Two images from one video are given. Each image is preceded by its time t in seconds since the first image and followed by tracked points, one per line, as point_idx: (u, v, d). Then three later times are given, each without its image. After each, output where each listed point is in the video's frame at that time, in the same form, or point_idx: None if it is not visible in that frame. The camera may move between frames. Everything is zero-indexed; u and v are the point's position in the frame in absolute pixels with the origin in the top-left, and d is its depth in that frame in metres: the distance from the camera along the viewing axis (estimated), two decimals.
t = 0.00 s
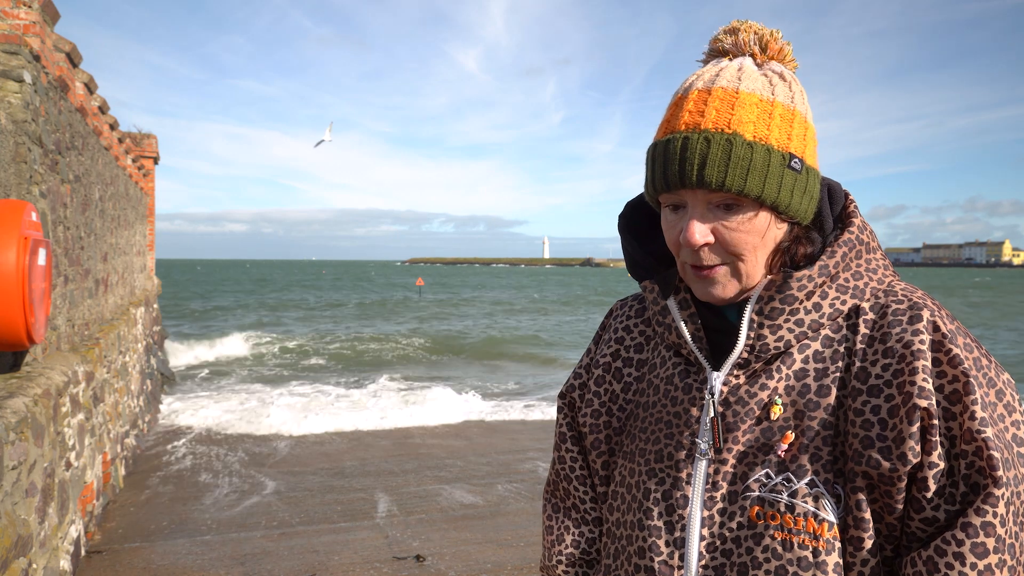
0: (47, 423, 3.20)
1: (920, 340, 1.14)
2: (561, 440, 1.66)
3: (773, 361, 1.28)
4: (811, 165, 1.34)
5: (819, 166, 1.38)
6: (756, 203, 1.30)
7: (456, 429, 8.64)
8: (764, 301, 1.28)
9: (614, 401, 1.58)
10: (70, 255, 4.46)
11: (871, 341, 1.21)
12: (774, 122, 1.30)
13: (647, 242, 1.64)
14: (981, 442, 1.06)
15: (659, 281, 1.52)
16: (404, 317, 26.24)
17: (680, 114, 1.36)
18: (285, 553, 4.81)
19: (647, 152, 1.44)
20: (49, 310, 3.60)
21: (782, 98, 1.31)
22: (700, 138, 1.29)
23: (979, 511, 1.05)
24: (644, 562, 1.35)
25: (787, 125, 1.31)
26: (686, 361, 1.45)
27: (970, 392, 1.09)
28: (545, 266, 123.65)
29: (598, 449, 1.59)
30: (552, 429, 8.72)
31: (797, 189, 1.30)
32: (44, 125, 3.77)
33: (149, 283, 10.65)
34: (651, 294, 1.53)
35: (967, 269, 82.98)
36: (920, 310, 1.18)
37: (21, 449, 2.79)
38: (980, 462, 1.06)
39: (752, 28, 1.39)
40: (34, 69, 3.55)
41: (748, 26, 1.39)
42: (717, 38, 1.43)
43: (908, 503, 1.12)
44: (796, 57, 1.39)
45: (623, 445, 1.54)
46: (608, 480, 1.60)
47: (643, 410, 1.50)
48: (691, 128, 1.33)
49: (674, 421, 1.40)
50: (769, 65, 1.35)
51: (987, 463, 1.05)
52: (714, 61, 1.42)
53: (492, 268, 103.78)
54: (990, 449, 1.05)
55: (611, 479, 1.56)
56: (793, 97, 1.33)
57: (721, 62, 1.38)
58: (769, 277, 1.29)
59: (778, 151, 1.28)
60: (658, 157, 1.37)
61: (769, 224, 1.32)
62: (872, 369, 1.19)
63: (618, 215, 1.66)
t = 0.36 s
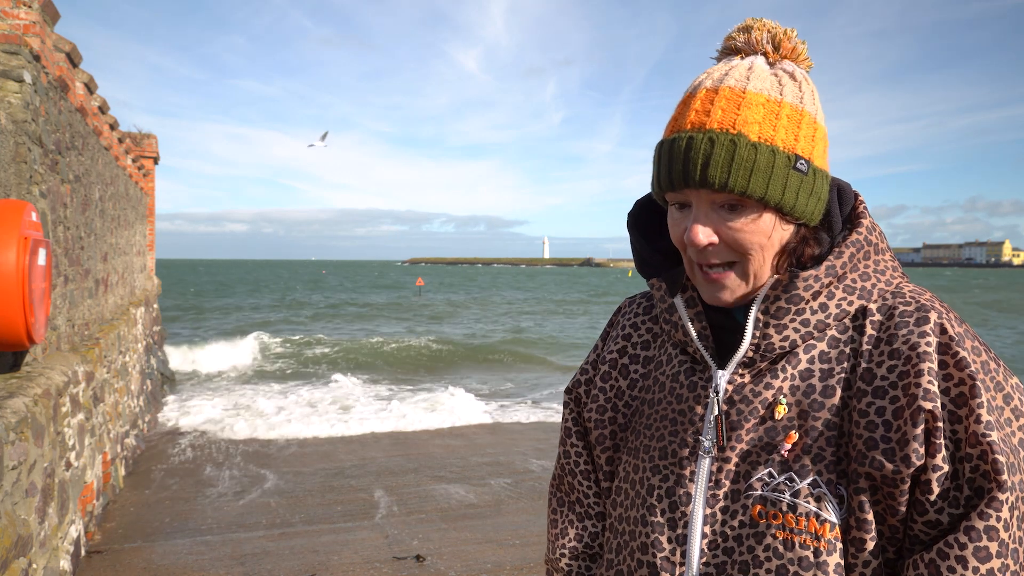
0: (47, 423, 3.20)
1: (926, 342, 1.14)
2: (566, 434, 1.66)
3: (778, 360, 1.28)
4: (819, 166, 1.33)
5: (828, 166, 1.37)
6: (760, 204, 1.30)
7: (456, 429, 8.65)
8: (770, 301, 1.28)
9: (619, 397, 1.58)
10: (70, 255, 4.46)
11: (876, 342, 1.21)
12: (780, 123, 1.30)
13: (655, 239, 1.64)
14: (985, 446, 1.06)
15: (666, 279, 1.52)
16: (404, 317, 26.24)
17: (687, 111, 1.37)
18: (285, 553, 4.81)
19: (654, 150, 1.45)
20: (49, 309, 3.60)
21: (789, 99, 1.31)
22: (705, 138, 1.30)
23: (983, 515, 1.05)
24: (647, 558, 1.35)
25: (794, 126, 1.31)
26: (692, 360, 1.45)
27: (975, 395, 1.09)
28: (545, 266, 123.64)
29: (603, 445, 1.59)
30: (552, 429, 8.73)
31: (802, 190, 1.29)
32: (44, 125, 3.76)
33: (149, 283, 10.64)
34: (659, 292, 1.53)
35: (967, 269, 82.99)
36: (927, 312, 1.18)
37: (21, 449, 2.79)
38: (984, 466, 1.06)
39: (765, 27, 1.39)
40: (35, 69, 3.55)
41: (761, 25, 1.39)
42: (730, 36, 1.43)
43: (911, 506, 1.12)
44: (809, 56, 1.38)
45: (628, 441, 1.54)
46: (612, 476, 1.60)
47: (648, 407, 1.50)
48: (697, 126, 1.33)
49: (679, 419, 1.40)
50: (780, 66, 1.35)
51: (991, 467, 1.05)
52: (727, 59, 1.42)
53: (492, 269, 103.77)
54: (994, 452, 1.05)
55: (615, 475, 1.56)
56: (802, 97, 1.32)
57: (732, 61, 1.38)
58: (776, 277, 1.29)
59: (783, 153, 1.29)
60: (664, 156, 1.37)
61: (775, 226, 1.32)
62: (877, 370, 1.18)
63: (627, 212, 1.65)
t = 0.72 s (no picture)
0: (47, 423, 3.20)
1: (933, 342, 1.14)
2: (570, 435, 1.66)
3: (786, 361, 1.28)
4: (826, 168, 1.34)
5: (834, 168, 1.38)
6: (772, 209, 1.30)
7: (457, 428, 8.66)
8: (777, 302, 1.28)
9: (625, 397, 1.58)
10: (70, 255, 4.46)
11: (882, 342, 1.21)
12: (790, 127, 1.30)
13: (661, 241, 1.64)
14: (991, 443, 1.07)
15: (673, 280, 1.51)
16: (404, 317, 26.24)
17: (695, 117, 1.36)
18: (285, 553, 4.80)
19: (662, 155, 1.44)
20: (49, 309, 3.60)
21: (797, 103, 1.31)
22: (717, 145, 1.29)
23: (989, 511, 1.05)
24: (654, 557, 1.35)
25: (803, 129, 1.31)
26: (699, 360, 1.45)
27: (981, 394, 1.09)
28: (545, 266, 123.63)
29: (608, 446, 1.59)
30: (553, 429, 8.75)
31: (812, 194, 1.30)
32: (44, 125, 3.77)
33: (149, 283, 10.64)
34: (665, 293, 1.52)
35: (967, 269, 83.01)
36: (932, 312, 1.18)
37: (21, 449, 2.79)
38: (990, 463, 1.07)
39: (767, 29, 1.38)
40: (35, 69, 3.55)
41: (763, 27, 1.39)
42: (731, 38, 1.43)
43: (918, 503, 1.13)
44: (811, 57, 1.38)
45: (634, 442, 1.54)
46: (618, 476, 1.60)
47: (654, 408, 1.49)
48: (707, 133, 1.33)
49: (686, 419, 1.40)
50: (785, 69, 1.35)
51: (998, 464, 1.06)
52: (729, 61, 1.41)
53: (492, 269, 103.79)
54: (1001, 450, 1.06)
55: (621, 475, 1.56)
56: (809, 100, 1.32)
57: (736, 64, 1.38)
58: (783, 277, 1.29)
59: (793, 157, 1.29)
60: (673, 162, 1.36)
61: (785, 229, 1.32)
62: (884, 369, 1.19)
63: (631, 214, 1.65)
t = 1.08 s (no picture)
0: (47, 423, 3.21)
1: (937, 341, 1.15)
2: (572, 436, 1.66)
3: (792, 360, 1.28)
4: (830, 169, 1.34)
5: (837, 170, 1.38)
6: (775, 207, 1.30)
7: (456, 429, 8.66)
8: (783, 301, 1.28)
9: (628, 398, 1.58)
10: (70, 255, 4.47)
11: (887, 341, 1.21)
12: (795, 127, 1.30)
13: (665, 241, 1.63)
14: (998, 440, 1.07)
15: (677, 280, 1.51)
16: (404, 317, 26.23)
17: (700, 117, 1.36)
18: (285, 553, 4.80)
19: (667, 155, 1.44)
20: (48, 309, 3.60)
21: (802, 104, 1.31)
22: (722, 143, 1.29)
23: (997, 507, 1.05)
24: (660, 557, 1.34)
25: (808, 129, 1.31)
26: (704, 360, 1.44)
27: (986, 392, 1.10)
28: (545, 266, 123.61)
29: (612, 446, 1.59)
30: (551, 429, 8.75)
31: (816, 193, 1.30)
32: (43, 125, 3.77)
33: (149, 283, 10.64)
34: (668, 293, 1.51)
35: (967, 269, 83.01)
36: (937, 311, 1.18)
37: (21, 449, 2.79)
38: (997, 460, 1.07)
39: (772, 31, 1.38)
40: (34, 69, 3.55)
41: (768, 30, 1.39)
42: (736, 41, 1.43)
43: (925, 499, 1.13)
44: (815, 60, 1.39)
45: (638, 442, 1.53)
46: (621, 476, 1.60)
47: (658, 407, 1.49)
48: (712, 132, 1.32)
49: (691, 419, 1.40)
50: (789, 70, 1.35)
51: (1004, 461, 1.06)
52: (734, 64, 1.41)
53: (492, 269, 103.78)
54: (1007, 446, 1.06)
55: (624, 475, 1.55)
56: (812, 102, 1.33)
57: (741, 65, 1.38)
58: (788, 278, 1.29)
59: (798, 157, 1.29)
60: (679, 160, 1.36)
61: (789, 227, 1.32)
62: (889, 368, 1.19)
63: (635, 215, 1.65)
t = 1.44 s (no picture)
0: (47, 423, 3.21)
1: (935, 341, 1.14)
2: (573, 435, 1.66)
3: (790, 359, 1.28)
4: (829, 170, 1.33)
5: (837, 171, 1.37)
6: (773, 208, 1.30)
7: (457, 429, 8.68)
8: (782, 301, 1.28)
9: (628, 397, 1.58)
10: (70, 255, 4.47)
11: (885, 341, 1.21)
12: (793, 129, 1.30)
13: (666, 241, 1.63)
14: (994, 440, 1.07)
15: (677, 280, 1.51)
16: (404, 317, 26.24)
17: (700, 117, 1.36)
18: (285, 553, 4.80)
19: (667, 156, 1.44)
20: (48, 309, 3.60)
21: (800, 104, 1.31)
22: (720, 143, 1.29)
23: (992, 507, 1.06)
24: (658, 554, 1.34)
25: (806, 131, 1.31)
26: (703, 360, 1.44)
27: (983, 391, 1.10)
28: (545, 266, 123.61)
29: (611, 444, 1.59)
30: (552, 430, 8.76)
31: (813, 194, 1.30)
32: (44, 125, 3.77)
33: (149, 284, 10.64)
34: (669, 293, 1.52)
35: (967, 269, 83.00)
36: (935, 312, 1.18)
37: (21, 449, 2.79)
38: (993, 460, 1.07)
39: (773, 33, 1.38)
40: (35, 69, 3.55)
41: (769, 31, 1.39)
42: (737, 42, 1.43)
43: (921, 499, 1.13)
44: (816, 62, 1.38)
45: (638, 440, 1.53)
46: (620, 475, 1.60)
47: (658, 406, 1.49)
48: (710, 133, 1.32)
49: (690, 417, 1.40)
50: (789, 71, 1.34)
51: (1000, 460, 1.06)
52: (735, 65, 1.41)
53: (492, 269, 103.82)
54: (1002, 446, 1.06)
55: (624, 473, 1.55)
56: (812, 103, 1.32)
57: (741, 67, 1.38)
58: (787, 278, 1.29)
59: (796, 157, 1.29)
60: (677, 161, 1.36)
61: (787, 227, 1.32)
62: (887, 368, 1.18)
63: (636, 215, 1.65)
